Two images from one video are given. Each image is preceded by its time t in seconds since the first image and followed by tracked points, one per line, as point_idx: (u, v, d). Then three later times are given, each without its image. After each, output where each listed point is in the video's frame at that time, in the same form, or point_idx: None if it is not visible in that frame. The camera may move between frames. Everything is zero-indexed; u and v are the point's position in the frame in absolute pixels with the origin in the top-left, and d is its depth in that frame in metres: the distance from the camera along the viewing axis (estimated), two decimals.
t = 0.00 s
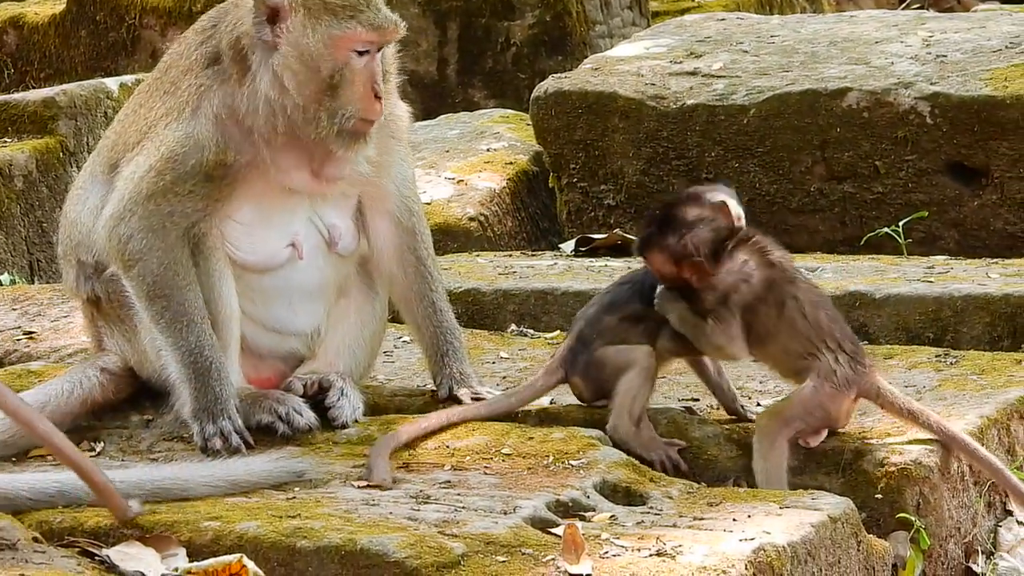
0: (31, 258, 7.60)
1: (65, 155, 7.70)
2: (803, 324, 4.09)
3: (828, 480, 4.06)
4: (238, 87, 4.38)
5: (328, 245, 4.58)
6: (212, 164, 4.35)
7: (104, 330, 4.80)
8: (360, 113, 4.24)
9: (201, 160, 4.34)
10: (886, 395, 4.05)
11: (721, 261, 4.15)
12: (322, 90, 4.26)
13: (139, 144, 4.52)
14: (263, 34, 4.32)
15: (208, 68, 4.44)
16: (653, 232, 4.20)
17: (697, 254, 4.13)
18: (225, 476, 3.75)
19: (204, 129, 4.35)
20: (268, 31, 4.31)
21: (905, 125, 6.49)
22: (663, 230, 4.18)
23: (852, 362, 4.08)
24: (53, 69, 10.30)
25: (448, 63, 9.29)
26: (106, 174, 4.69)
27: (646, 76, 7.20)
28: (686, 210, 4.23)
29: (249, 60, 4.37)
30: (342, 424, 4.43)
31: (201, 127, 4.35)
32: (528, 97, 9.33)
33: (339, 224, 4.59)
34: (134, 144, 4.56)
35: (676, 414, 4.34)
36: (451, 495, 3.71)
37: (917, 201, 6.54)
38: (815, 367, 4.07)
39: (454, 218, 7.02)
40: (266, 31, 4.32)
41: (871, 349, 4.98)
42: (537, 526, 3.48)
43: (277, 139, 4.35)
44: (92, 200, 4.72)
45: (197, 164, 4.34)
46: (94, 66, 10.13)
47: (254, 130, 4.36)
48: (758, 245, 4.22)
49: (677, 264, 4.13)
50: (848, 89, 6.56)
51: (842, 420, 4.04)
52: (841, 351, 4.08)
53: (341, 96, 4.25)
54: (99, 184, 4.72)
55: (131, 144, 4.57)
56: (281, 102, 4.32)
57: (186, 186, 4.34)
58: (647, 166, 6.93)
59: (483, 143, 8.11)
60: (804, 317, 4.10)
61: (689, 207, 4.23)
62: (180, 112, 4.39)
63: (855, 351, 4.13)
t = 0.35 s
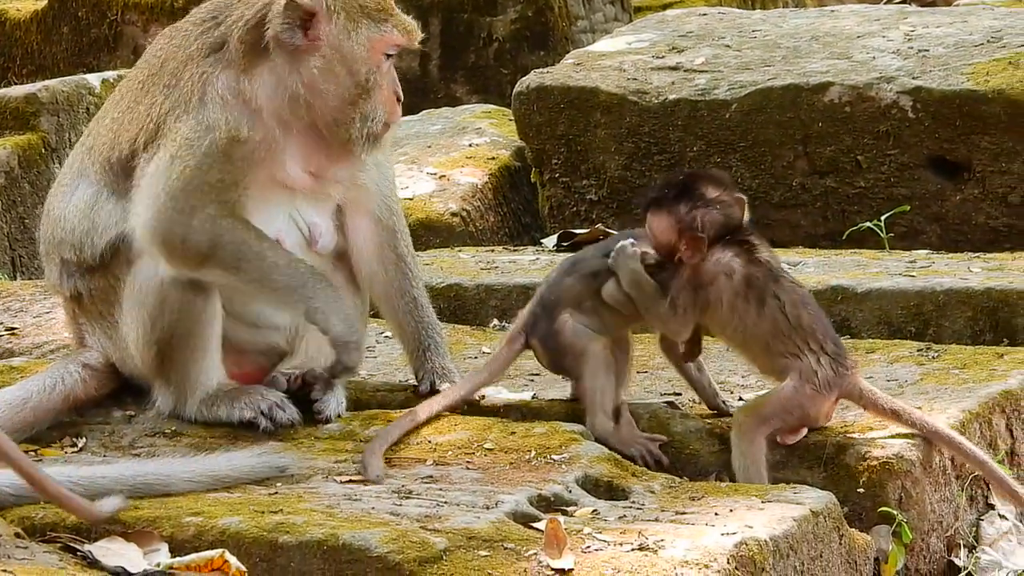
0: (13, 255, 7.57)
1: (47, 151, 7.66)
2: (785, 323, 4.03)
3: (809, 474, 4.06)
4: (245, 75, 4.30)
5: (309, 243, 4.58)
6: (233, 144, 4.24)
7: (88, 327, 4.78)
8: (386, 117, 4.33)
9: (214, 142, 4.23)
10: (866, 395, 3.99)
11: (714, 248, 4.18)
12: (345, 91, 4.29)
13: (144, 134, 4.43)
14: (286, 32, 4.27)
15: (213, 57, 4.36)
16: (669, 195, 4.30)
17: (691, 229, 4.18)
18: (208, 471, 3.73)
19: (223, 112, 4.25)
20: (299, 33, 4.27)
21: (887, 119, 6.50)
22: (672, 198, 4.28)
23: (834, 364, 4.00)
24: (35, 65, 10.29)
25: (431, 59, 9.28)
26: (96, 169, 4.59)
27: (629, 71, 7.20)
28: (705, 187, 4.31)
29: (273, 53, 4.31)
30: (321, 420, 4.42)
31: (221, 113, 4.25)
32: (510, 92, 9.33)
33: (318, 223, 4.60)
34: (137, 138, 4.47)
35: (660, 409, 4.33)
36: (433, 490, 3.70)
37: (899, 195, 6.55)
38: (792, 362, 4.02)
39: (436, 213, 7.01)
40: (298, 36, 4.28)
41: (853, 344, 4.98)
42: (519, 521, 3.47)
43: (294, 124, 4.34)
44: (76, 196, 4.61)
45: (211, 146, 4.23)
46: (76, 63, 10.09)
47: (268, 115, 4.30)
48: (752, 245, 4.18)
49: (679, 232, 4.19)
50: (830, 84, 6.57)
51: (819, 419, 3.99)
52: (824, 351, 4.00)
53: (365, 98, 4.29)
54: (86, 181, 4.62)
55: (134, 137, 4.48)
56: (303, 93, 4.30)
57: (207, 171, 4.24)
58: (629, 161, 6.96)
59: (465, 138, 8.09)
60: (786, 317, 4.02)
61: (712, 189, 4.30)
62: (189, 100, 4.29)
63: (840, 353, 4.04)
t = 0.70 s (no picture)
0: None
1: (16, 147, 7.58)
2: (783, 324, 4.00)
3: (780, 469, 4.03)
4: (252, 82, 4.39)
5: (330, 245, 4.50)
6: (268, 152, 4.33)
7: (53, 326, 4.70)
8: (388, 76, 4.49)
9: (246, 156, 4.32)
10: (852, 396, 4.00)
11: (704, 245, 4.10)
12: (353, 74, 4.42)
13: (152, 147, 4.39)
14: (281, 28, 4.36)
15: (214, 63, 4.39)
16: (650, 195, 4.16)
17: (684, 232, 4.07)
18: (179, 467, 3.69)
19: (249, 124, 4.33)
20: (295, 29, 4.37)
21: (857, 114, 6.51)
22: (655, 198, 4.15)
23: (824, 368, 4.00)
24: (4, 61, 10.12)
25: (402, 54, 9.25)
26: (94, 160, 4.46)
27: (598, 66, 7.20)
28: (682, 183, 4.20)
29: (273, 57, 4.41)
30: (292, 415, 4.39)
31: (246, 124, 4.33)
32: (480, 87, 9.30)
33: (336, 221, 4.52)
34: (143, 147, 4.41)
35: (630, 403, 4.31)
36: (403, 485, 3.67)
37: (869, 189, 6.55)
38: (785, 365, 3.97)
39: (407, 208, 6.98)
40: (291, 30, 4.37)
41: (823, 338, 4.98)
42: (490, 516, 3.44)
43: (309, 117, 4.45)
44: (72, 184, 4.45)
45: (244, 162, 4.32)
46: (45, 58, 9.99)
47: (285, 114, 4.40)
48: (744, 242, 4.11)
49: (663, 233, 4.08)
50: (799, 78, 6.58)
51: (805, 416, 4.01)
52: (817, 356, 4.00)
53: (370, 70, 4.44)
54: (83, 167, 4.47)
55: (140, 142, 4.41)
56: (309, 80, 4.43)
57: (249, 185, 4.34)
58: (598, 156, 6.97)
59: (435, 133, 8.06)
60: (781, 317, 4.00)
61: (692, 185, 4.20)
62: (202, 121, 4.33)
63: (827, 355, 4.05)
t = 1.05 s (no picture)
0: None
1: None
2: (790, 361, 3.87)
3: (755, 467, 3.93)
4: (254, 63, 4.47)
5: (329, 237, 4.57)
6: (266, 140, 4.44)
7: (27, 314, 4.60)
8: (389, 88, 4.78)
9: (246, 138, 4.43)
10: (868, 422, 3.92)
11: (703, 288, 3.95)
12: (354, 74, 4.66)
13: (151, 122, 4.47)
14: (287, 19, 4.47)
15: (216, 42, 4.47)
16: (646, 240, 4.06)
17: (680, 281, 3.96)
18: (154, 461, 3.65)
19: (249, 111, 4.43)
20: (301, 23, 4.50)
21: (832, 106, 6.51)
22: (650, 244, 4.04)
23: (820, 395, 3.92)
24: None
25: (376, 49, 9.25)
26: (95, 119, 4.54)
27: (573, 59, 7.20)
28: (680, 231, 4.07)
29: (275, 48, 4.52)
30: (268, 407, 4.39)
31: (245, 111, 4.43)
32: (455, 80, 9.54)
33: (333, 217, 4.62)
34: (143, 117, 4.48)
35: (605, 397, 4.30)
36: (379, 479, 3.65)
37: (843, 182, 6.56)
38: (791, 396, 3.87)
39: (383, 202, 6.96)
40: (297, 24, 4.49)
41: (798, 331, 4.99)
42: (465, 510, 3.42)
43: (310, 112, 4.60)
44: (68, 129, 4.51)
45: (244, 144, 4.43)
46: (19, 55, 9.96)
47: (287, 99, 4.50)
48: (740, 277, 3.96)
49: (654, 279, 3.97)
50: (772, 71, 6.60)
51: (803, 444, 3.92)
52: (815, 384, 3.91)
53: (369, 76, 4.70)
54: (81, 122, 4.55)
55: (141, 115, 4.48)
56: (314, 73, 4.59)
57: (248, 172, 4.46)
58: (574, 149, 6.96)
59: (409, 127, 8.03)
60: (790, 352, 3.87)
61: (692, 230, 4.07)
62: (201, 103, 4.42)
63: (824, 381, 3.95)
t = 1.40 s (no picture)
0: None
1: None
2: (746, 337, 3.92)
3: (739, 456, 3.95)
4: (265, 35, 4.57)
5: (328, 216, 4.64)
6: (275, 109, 4.50)
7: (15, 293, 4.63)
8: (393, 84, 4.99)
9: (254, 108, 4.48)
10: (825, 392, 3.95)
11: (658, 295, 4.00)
12: (361, 64, 4.85)
13: (155, 85, 4.51)
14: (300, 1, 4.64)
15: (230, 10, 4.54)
16: (596, 252, 4.05)
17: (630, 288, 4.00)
18: (138, 449, 3.63)
19: (259, 79, 4.49)
20: (315, 7, 4.68)
21: (817, 99, 6.51)
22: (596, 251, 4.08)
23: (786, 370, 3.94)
24: None
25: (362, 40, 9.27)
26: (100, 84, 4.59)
27: (559, 51, 7.20)
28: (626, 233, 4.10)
29: (286, 26, 4.65)
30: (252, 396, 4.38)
31: (255, 78, 4.49)
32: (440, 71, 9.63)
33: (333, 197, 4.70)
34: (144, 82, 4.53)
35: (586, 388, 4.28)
36: (361, 469, 3.64)
37: (829, 175, 6.56)
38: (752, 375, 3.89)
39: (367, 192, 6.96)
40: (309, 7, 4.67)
41: (781, 323, 4.99)
42: (448, 501, 3.41)
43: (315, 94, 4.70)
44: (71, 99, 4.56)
45: (252, 114, 4.49)
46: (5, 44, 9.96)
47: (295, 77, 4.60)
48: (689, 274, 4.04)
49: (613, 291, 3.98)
50: (759, 64, 6.60)
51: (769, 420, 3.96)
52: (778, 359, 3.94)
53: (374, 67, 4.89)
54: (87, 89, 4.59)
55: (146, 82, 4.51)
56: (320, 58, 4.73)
57: (252, 140, 4.51)
58: (559, 140, 6.98)
59: (394, 118, 8.01)
60: (747, 330, 3.93)
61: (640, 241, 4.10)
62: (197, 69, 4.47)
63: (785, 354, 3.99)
